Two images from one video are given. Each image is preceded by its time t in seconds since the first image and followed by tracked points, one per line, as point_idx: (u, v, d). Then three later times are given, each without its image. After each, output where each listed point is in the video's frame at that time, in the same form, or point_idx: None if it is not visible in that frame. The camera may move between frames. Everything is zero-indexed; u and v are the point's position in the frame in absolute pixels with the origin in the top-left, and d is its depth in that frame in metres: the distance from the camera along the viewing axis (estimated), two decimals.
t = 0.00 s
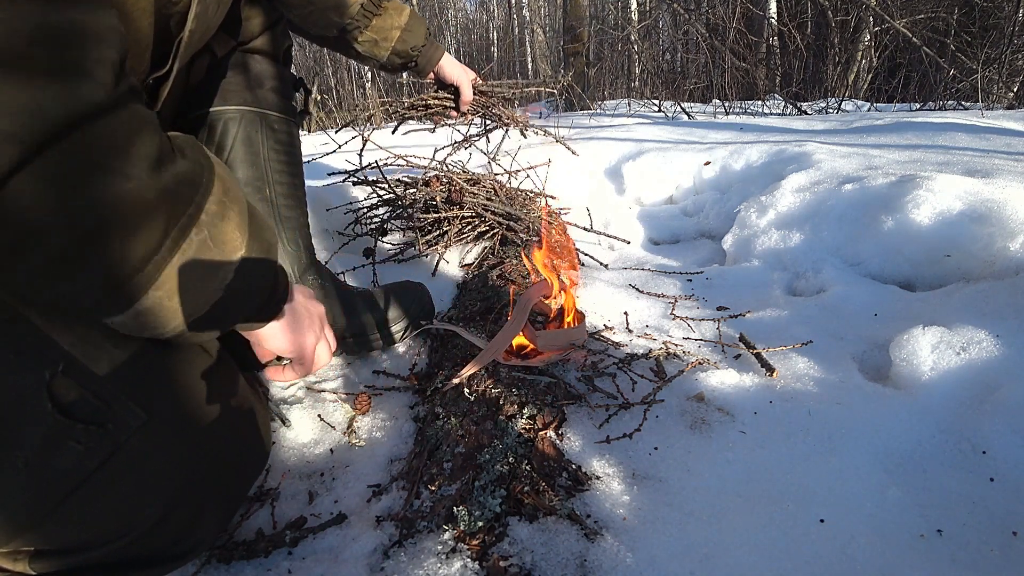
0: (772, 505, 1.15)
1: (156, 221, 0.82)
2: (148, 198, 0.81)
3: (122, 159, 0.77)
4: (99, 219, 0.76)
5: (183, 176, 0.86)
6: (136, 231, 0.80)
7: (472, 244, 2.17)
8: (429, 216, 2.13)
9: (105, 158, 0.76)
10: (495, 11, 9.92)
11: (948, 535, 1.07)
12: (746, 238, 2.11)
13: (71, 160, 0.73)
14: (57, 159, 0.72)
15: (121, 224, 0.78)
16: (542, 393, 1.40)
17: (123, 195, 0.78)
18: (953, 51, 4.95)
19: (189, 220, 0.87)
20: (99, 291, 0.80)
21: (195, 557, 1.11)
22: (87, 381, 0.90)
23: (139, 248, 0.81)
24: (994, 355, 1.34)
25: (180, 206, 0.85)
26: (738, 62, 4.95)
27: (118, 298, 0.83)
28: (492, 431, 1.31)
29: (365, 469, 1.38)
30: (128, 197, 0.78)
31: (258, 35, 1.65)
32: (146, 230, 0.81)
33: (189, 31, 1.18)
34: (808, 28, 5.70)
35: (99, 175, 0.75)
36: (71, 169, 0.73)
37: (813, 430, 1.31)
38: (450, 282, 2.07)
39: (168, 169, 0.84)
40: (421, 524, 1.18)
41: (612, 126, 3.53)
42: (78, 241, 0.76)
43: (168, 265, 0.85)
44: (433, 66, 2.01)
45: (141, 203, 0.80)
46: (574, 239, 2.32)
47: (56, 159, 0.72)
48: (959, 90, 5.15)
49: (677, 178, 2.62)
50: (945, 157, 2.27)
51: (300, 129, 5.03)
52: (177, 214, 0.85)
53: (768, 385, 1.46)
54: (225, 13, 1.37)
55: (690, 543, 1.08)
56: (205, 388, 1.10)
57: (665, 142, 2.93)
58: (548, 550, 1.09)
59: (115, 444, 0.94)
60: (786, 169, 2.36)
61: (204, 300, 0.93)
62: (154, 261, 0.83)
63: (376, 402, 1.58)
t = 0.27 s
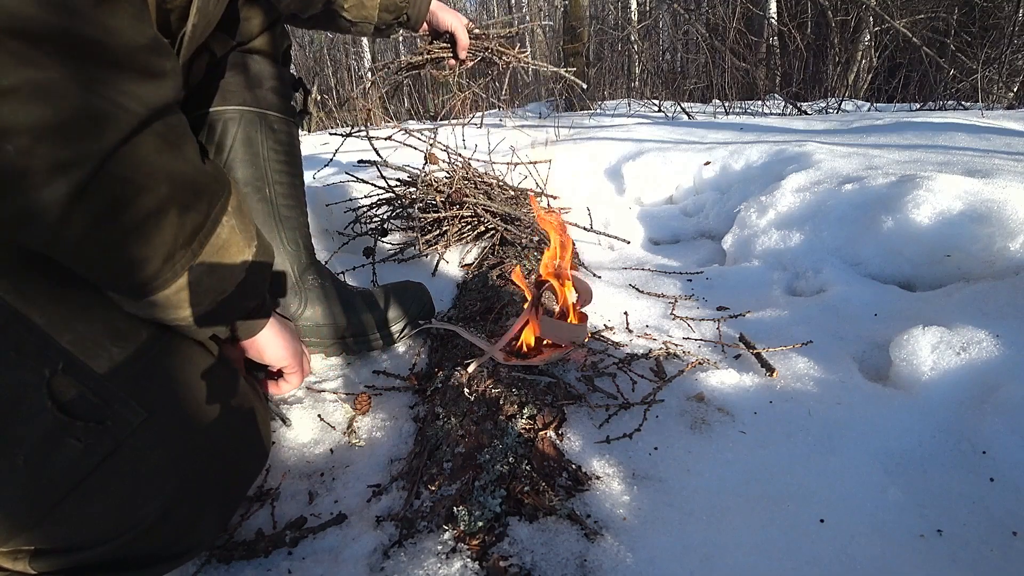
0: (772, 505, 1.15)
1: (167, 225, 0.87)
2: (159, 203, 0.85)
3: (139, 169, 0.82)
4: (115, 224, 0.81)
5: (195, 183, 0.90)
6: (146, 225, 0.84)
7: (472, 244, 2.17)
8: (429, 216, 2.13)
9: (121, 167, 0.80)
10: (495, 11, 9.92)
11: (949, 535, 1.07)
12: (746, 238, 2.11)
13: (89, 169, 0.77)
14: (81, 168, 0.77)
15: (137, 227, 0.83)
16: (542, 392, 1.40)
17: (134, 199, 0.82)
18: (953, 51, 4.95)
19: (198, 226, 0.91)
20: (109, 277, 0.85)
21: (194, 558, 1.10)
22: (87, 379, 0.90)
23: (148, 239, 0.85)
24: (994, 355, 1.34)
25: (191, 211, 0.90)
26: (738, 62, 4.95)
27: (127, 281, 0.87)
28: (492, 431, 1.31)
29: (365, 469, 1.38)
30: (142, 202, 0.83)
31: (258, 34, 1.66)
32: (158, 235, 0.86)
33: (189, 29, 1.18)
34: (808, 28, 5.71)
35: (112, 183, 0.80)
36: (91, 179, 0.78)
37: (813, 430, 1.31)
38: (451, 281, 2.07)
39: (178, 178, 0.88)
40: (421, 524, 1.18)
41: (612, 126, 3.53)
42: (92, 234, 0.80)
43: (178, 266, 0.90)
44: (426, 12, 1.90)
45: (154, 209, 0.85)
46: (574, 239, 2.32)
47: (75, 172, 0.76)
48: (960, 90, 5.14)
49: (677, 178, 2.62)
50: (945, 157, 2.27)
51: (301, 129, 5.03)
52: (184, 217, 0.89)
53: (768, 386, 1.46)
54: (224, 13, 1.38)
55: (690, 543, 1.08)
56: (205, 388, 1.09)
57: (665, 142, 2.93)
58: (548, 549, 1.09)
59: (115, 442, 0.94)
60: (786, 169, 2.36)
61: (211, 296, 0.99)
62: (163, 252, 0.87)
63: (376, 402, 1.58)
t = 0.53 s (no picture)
0: (772, 505, 1.15)
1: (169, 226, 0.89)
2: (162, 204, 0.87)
3: (139, 171, 0.83)
4: (117, 224, 0.83)
5: (195, 185, 0.92)
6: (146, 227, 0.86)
7: (472, 244, 2.17)
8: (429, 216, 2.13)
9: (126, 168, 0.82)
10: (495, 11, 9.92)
11: (949, 535, 1.07)
12: (746, 238, 2.11)
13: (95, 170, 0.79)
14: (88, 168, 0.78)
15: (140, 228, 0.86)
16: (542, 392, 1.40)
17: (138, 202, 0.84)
18: (953, 51, 4.95)
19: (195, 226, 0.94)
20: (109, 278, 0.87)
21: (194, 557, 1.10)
22: (86, 378, 0.90)
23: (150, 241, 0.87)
24: (994, 355, 1.35)
25: (189, 212, 0.92)
26: (739, 62, 4.95)
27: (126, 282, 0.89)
28: (492, 431, 1.31)
29: (365, 469, 1.38)
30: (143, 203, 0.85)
31: (257, 34, 1.67)
32: (159, 235, 0.88)
33: (186, 4, 1.18)
34: (808, 28, 5.70)
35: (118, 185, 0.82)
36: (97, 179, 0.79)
37: (813, 430, 1.31)
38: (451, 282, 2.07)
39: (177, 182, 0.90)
40: (421, 524, 1.18)
41: (612, 126, 3.53)
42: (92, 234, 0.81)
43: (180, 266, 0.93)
44: None
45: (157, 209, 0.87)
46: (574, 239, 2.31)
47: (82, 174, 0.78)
48: (960, 90, 5.14)
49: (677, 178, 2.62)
50: (945, 157, 2.27)
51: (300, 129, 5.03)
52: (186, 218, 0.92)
53: (768, 386, 1.46)
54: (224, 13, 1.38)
55: (690, 543, 1.08)
56: (205, 388, 1.10)
57: (665, 142, 2.93)
58: (548, 549, 1.09)
59: (114, 442, 0.94)
60: (787, 169, 2.36)
61: (213, 295, 1.02)
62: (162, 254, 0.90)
63: (376, 402, 1.58)
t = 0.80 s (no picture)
0: (772, 505, 1.15)
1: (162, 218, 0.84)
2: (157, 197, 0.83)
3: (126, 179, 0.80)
4: (104, 212, 0.78)
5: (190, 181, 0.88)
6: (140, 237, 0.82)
7: (472, 244, 2.17)
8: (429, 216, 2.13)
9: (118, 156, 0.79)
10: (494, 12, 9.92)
11: (949, 535, 1.07)
12: (746, 238, 2.11)
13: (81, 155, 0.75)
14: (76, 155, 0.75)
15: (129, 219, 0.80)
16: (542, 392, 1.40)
17: (129, 191, 0.80)
18: (953, 51, 4.95)
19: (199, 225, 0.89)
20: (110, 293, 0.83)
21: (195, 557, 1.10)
22: (86, 378, 0.90)
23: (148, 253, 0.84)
24: (994, 355, 1.35)
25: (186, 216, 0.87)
26: (738, 62, 4.95)
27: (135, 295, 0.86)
28: (492, 431, 1.31)
29: (365, 469, 1.38)
30: (136, 191, 0.80)
31: (257, 33, 1.67)
32: (151, 227, 0.83)
33: None
34: (808, 28, 5.71)
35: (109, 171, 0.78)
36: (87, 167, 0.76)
37: (813, 430, 1.31)
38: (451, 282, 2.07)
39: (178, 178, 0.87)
40: (421, 523, 1.18)
41: (612, 127, 3.53)
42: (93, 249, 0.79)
43: (174, 261, 0.87)
44: None
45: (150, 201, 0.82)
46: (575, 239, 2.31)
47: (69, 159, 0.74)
48: (960, 91, 5.15)
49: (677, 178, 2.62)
50: (945, 157, 2.27)
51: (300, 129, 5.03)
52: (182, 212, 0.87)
53: (768, 386, 1.46)
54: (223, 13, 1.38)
55: (690, 543, 1.08)
56: (205, 388, 1.10)
57: (665, 142, 2.93)
58: (548, 549, 1.09)
59: (115, 441, 0.94)
60: (786, 169, 2.36)
61: (208, 300, 0.95)
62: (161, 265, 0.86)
63: (376, 402, 1.58)
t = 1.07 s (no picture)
0: (772, 505, 1.15)
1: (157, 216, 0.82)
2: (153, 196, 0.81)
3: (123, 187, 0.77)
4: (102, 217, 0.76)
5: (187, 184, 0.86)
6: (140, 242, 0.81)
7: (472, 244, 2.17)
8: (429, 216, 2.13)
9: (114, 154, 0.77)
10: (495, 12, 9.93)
11: (949, 535, 1.07)
12: (746, 238, 2.11)
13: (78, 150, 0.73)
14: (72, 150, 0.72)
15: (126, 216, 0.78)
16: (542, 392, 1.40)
17: (127, 190, 0.77)
18: (953, 51, 4.95)
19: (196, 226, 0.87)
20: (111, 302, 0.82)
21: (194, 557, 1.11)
22: (87, 378, 0.90)
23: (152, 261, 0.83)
24: (994, 355, 1.35)
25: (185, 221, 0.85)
26: (738, 62, 4.95)
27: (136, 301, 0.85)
28: (492, 431, 1.31)
29: (365, 469, 1.38)
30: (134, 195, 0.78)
31: (258, 33, 1.67)
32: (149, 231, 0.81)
33: None
34: (808, 28, 5.71)
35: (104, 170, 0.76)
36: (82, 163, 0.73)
37: (813, 430, 1.31)
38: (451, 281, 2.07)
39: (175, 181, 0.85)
40: (421, 524, 1.18)
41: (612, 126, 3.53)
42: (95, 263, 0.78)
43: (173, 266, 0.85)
44: None
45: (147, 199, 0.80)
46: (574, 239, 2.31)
47: (64, 154, 0.72)
48: (960, 90, 5.15)
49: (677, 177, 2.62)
50: (945, 157, 2.27)
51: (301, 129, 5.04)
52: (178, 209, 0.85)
53: (768, 386, 1.46)
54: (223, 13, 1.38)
55: (690, 543, 1.08)
56: (205, 388, 1.10)
57: (665, 142, 2.93)
58: (548, 549, 1.09)
59: (115, 441, 0.94)
60: (786, 169, 2.36)
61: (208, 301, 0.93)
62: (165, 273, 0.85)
63: (376, 402, 1.58)
